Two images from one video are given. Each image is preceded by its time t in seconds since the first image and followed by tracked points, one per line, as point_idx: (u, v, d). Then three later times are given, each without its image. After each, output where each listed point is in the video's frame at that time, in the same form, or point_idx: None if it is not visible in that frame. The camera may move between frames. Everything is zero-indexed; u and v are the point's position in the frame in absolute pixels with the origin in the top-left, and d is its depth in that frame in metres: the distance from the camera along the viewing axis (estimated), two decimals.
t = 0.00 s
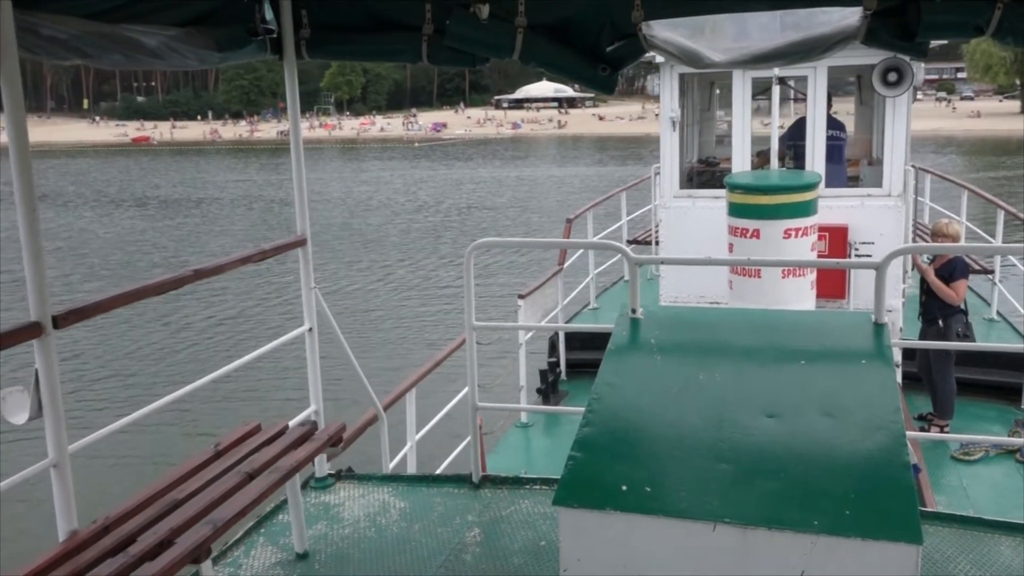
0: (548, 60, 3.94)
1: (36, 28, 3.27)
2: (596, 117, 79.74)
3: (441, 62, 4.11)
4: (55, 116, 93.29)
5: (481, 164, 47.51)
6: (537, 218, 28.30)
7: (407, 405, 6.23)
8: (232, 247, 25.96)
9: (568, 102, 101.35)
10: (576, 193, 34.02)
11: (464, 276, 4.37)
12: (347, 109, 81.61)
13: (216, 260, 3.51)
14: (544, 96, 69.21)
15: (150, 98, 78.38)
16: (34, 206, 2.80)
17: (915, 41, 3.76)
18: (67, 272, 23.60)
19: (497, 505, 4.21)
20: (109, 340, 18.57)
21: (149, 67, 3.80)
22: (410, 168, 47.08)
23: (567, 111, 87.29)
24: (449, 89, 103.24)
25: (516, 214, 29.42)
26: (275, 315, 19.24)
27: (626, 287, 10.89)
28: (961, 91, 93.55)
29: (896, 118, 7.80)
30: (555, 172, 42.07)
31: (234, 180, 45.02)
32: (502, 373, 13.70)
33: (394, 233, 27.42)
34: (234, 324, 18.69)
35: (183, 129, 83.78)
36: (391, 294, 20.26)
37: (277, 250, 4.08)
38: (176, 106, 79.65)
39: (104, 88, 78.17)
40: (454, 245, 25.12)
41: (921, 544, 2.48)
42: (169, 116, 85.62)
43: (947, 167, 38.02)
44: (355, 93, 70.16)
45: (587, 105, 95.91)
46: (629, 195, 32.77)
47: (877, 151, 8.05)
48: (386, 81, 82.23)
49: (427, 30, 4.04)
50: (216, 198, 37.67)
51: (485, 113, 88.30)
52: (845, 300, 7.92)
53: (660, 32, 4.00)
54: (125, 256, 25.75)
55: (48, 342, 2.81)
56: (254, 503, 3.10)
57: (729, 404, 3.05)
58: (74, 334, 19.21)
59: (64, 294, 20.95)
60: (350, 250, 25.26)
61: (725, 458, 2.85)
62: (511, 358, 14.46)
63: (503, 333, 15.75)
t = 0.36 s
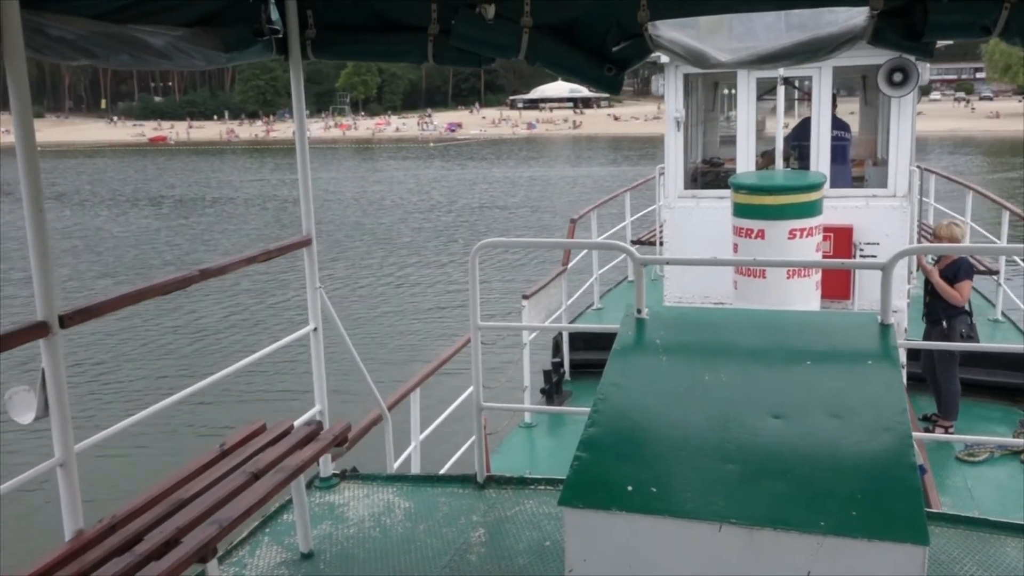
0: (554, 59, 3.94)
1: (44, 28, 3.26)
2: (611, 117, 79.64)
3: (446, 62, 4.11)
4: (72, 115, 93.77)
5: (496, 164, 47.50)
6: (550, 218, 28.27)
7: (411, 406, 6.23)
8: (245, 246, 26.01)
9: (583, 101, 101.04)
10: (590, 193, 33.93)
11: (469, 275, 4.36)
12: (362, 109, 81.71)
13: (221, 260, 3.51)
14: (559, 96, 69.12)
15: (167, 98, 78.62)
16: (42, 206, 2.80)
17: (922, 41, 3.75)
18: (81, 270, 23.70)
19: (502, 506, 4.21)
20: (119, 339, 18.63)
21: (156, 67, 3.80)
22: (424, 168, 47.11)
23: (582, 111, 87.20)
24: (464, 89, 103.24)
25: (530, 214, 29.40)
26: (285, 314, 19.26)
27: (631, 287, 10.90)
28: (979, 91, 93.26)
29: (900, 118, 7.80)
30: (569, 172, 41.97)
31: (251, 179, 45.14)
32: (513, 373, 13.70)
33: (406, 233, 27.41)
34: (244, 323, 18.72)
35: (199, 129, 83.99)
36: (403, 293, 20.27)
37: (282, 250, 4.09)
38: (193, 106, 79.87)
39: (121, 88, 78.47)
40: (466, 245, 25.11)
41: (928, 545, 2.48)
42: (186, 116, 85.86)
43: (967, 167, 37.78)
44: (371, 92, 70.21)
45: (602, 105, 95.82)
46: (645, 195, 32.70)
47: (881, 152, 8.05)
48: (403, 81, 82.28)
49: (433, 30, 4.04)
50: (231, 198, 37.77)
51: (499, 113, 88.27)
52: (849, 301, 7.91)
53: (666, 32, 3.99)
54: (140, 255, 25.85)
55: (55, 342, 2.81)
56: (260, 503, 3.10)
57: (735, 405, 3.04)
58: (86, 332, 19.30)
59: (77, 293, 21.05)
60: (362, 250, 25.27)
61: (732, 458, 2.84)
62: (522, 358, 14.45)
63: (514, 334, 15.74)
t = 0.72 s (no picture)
0: (561, 62, 3.94)
1: (55, 30, 3.26)
2: (629, 119, 79.46)
3: (456, 65, 4.12)
4: (92, 116, 94.32)
5: (515, 166, 47.46)
6: (565, 221, 28.20)
7: (417, 408, 6.23)
8: (260, 246, 26.08)
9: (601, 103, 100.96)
10: (607, 195, 33.84)
11: (477, 278, 4.37)
12: (380, 111, 81.76)
13: (230, 262, 3.51)
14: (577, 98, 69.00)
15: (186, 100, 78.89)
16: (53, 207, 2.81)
17: (930, 45, 3.75)
18: (96, 270, 23.85)
19: (509, 508, 4.20)
20: (133, 339, 18.72)
21: (165, 69, 3.81)
22: (442, 169, 47.10)
23: (600, 113, 87.01)
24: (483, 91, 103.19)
25: (546, 216, 29.34)
26: (297, 316, 19.30)
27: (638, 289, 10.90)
28: (1002, 94, 92.67)
29: (908, 121, 7.80)
30: (586, 174, 41.92)
31: (270, 180, 45.30)
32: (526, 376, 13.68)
33: (420, 234, 27.43)
34: (255, 324, 18.78)
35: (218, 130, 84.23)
36: (416, 295, 20.28)
37: (290, 252, 4.09)
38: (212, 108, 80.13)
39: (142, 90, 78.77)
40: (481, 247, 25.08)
41: (937, 549, 2.47)
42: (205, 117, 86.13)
43: (988, 170, 37.54)
44: (390, 94, 70.25)
45: (621, 107, 95.63)
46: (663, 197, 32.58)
47: (889, 155, 8.06)
48: (422, 82, 82.31)
49: (441, 33, 4.06)
50: (249, 199, 37.86)
51: (516, 115, 88.16)
52: (857, 304, 7.91)
53: (675, 35, 4.01)
54: (156, 255, 25.98)
55: (66, 343, 2.82)
56: (268, 504, 3.11)
57: (743, 409, 3.04)
58: (101, 332, 19.41)
59: (92, 293, 21.18)
60: (376, 251, 25.30)
61: (739, 462, 2.84)
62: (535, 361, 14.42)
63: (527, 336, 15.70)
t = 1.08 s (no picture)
0: (569, 65, 3.96)
1: (66, 34, 3.29)
2: (647, 121, 79.07)
3: (462, 67, 4.16)
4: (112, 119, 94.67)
5: (532, 168, 47.34)
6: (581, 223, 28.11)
7: (423, 411, 6.23)
8: (274, 248, 26.12)
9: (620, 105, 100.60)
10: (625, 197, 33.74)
11: (482, 281, 4.38)
12: (398, 113, 81.74)
13: (235, 264, 3.52)
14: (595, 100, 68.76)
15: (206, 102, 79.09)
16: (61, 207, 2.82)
17: (937, 47, 3.75)
18: (112, 271, 23.99)
19: (515, 511, 4.21)
20: (146, 340, 18.79)
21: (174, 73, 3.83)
22: (459, 172, 47.06)
23: (618, 115, 86.69)
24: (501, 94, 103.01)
25: (562, 219, 29.26)
26: (308, 318, 19.33)
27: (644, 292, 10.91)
28: None
29: (915, 123, 7.78)
30: (603, 177, 41.81)
31: (290, 181, 45.44)
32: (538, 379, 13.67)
33: (435, 237, 27.42)
34: (268, 325, 18.83)
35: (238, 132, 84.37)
36: (429, 297, 20.27)
37: (296, 254, 4.11)
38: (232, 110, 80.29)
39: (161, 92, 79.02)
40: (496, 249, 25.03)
41: (943, 553, 2.47)
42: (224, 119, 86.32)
43: (1013, 174, 37.15)
44: (409, 96, 70.23)
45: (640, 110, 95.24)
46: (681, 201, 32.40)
47: (895, 158, 7.99)
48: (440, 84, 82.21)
49: (448, 36, 4.07)
50: (265, 201, 37.95)
51: (534, 117, 87.99)
52: (863, 307, 7.89)
53: (681, 38, 4.05)
54: (173, 256, 26.12)
55: (72, 344, 2.83)
56: (274, 506, 3.11)
57: (750, 412, 3.04)
58: (116, 332, 19.53)
59: (107, 294, 21.33)
60: (391, 254, 25.32)
61: (745, 465, 2.84)
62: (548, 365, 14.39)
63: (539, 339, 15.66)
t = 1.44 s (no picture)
0: (579, 66, 3.96)
1: (80, 37, 3.32)
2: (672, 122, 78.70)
3: (472, 69, 4.16)
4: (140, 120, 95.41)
5: (556, 169, 47.26)
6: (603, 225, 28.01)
7: (434, 411, 6.25)
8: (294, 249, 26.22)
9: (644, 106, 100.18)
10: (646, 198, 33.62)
11: (494, 283, 4.39)
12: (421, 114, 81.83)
13: (249, 266, 3.54)
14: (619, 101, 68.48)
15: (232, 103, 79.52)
16: (76, 210, 2.83)
17: (949, 49, 3.73)
18: (134, 271, 24.21)
19: (526, 512, 4.21)
20: (166, 340, 18.92)
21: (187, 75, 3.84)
22: (481, 173, 47.06)
23: (643, 115, 86.33)
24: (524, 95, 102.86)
25: (582, 220, 29.17)
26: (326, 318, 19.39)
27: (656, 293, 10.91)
28: None
29: (928, 125, 7.76)
30: (626, 178, 41.66)
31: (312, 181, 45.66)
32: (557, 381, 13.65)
33: (455, 238, 27.45)
34: (285, 326, 18.92)
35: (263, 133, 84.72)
36: (447, 298, 20.26)
37: (309, 255, 4.12)
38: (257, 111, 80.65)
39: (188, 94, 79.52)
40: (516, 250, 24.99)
41: (957, 556, 2.46)
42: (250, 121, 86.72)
43: None
44: (432, 97, 70.31)
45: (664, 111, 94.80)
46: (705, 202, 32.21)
47: (908, 159, 7.98)
48: (463, 85, 82.23)
49: (459, 38, 4.08)
50: (288, 202, 38.11)
51: (557, 118, 87.84)
52: (874, 309, 7.87)
53: (692, 40, 4.02)
54: (194, 256, 26.31)
55: (87, 345, 2.85)
56: (285, 507, 3.12)
57: (761, 414, 3.03)
58: (137, 331, 19.71)
59: (129, 293, 21.50)
60: (410, 255, 25.36)
61: (758, 467, 2.84)
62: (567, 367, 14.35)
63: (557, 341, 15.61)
